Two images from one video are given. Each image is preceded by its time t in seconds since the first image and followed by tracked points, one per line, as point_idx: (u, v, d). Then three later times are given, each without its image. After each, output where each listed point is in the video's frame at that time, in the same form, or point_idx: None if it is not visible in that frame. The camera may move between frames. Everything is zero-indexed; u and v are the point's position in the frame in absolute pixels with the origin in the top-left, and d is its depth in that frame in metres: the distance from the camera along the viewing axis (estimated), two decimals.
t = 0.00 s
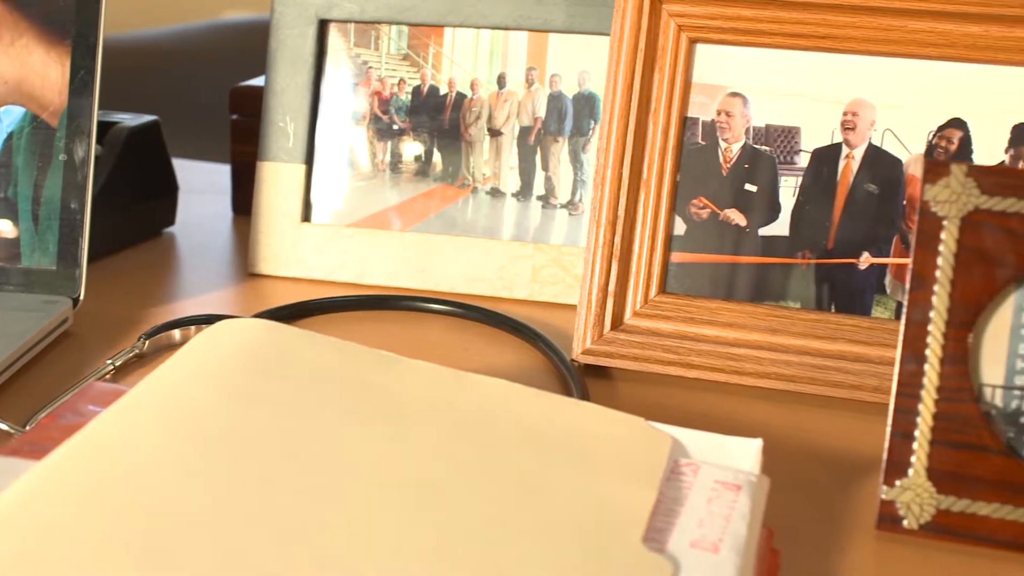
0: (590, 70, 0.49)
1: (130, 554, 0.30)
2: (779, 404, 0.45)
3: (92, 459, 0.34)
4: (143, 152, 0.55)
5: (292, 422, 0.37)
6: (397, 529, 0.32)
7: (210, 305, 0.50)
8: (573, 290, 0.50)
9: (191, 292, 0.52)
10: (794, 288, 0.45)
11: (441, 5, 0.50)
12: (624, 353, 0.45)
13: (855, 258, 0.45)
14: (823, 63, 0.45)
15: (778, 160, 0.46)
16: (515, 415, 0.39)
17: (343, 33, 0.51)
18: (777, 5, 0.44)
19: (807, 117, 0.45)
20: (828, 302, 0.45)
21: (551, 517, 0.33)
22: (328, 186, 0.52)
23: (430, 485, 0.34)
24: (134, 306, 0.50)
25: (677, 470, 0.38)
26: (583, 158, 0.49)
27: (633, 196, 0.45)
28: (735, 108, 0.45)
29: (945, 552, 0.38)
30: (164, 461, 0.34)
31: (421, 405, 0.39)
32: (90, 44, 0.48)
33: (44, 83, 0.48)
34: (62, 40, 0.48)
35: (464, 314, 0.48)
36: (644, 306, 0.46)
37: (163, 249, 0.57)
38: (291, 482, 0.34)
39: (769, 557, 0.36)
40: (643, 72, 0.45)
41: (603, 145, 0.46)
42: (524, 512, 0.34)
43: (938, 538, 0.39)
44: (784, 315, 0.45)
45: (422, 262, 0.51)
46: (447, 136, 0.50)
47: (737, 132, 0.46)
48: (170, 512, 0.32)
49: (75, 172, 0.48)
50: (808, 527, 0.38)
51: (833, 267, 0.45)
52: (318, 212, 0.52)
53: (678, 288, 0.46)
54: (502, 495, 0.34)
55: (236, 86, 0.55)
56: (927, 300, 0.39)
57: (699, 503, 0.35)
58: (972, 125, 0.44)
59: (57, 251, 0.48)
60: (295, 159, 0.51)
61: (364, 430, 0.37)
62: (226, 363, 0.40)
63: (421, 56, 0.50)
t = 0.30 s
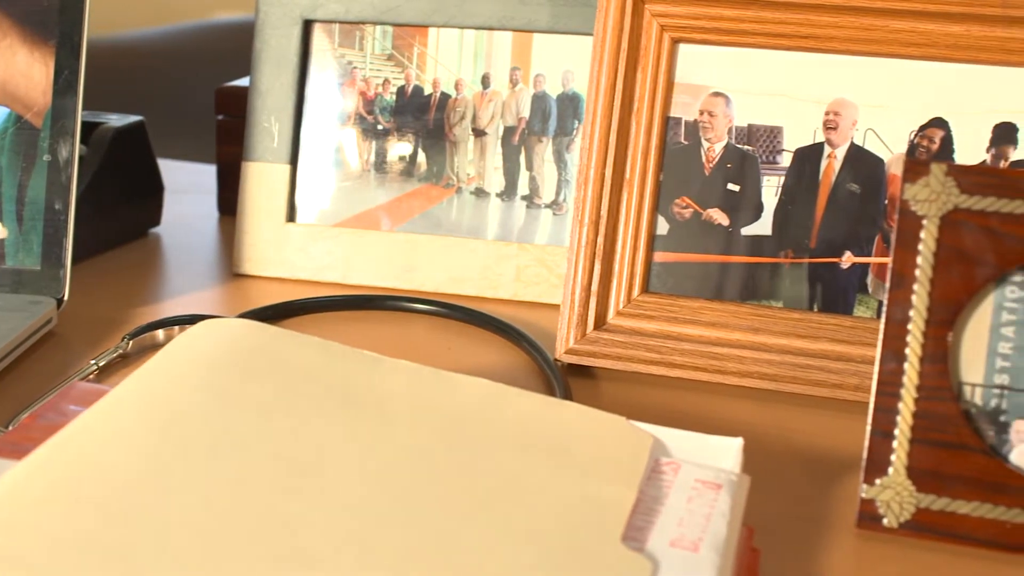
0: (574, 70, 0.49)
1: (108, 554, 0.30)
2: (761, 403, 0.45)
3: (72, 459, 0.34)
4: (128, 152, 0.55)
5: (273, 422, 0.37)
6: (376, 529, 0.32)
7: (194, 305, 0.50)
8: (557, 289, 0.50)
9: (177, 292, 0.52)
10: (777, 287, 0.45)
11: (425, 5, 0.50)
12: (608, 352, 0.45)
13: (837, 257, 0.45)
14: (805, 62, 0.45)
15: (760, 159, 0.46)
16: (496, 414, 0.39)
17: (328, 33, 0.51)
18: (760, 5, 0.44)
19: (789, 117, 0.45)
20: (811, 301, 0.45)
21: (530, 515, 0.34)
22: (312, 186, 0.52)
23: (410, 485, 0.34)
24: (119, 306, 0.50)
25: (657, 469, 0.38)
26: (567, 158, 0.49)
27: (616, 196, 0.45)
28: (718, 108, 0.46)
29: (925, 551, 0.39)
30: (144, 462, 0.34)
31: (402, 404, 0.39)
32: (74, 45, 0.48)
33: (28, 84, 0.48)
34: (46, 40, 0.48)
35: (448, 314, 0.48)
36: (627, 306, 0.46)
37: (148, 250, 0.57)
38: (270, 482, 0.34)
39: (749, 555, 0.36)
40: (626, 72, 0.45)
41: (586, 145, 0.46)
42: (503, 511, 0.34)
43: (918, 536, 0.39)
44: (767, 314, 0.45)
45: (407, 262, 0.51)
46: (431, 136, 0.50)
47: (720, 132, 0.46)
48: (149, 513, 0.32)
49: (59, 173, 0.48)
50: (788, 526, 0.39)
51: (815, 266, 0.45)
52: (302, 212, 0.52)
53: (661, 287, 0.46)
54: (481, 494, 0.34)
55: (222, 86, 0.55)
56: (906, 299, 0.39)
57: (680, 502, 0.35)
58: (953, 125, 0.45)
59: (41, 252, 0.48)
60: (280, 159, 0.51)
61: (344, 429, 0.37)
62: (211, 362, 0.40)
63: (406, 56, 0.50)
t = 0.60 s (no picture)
0: (558, 70, 0.49)
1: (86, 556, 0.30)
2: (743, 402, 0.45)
3: (50, 459, 0.34)
4: (113, 153, 0.55)
5: (253, 422, 0.37)
6: (354, 528, 0.32)
7: (178, 305, 0.50)
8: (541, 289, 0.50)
9: (162, 293, 0.52)
10: (759, 286, 0.46)
11: (409, 5, 0.50)
12: (590, 351, 0.45)
13: (820, 256, 0.45)
14: (787, 62, 0.45)
15: (743, 159, 0.46)
16: (476, 412, 0.39)
17: (312, 33, 0.51)
18: (743, 5, 0.45)
19: (771, 117, 0.46)
20: (793, 300, 0.45)
21: (508, 514, 0.34)
22: (297, 186, 0.52)
23: (388, 484, 0.34)
24: (104, 307, 0.50)
25: (638, 467, 0.38)
26: (551, 158, 0.49)
27: (599, 195, 0.45)
28: (700, 108, 0.46)
29: (905, 549, 0.39)
30: (122, 462, 0.34)
31: (383, 403, 0.39)
32: (58, 45, 0.48)
33: (12, 84, 0.48)
34: (30, 41, 0.48)
35: (432, 314, 0.49)
36: (610, 305, 0.46)
37: (134, 250, 0.57)
38: (249, 482, 0.34)
39: (728, 554, 0.36)
40: (608, 72, 0.45)
41: (569, 145, 0.46)
42: (481, 510, 0.34)
43: (898, 535, 0.39)
44: (749, 313, 0.45)
45: (391, 262, 0.51)
46: (415, 135, 0.51)
47: (702, 132, 0.46)
48: (127, 514, 0.32)
49: (43, 173, 0.48)
50: (768, 525, 0.39)
51: (797, 265, 0.45)
52: (287, 212, 0.52)
53: (644, 287, 0.46)
54: (459, 493, 0.34)
55: (207, 86, 0.55)
56: (885, 298, 0.39)
57: (660, 501, 0.35)
58: (934, 124, 0.45)
59: (25, 252, 0.48)
60: (265, 159, 0.51)
61: (324, 429, 0.37)
62: (191, 362, 0.40)
63: (390, 56, 0.50)
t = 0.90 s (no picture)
0: (542, 69, 0.49)
1: (61, 557, 0.30)
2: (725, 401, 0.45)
3: (28, 459, 0.34)
4: (96, 153, 0.55)
5: (233, 421, 0.37)
6: (332, 527, 0.32)
7: (161, 305, 0.50)
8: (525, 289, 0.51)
9: (146, 293, 0.52)
10: (741, 285, 0.46)
11: (393, 5, 0.50)
12: (572, 350, 0.45)
13: (801, 255, 0.45)
14: (768, 62, 0.45)
15: (724, 158, 0.46)
16: (457, 411, 0.39)
17: (296, 33, 0.51)
18: (724, 5, 0.45)
19: (752, 116, 0.46)
20: (774, 299, 0.45)
21: (487, 512, 0.34)
22: (281, 186, 0.52)
23: (366, 483, 0.34)
24: (88, 307, 0.50)
25: (618, 466, 0.38)
26: (534, 157, 0.49)
27: (581, 194, 0.46)
28: (682, 107, 0.46)
29: (884, 547, 0.39)
30: (100, 462, 0.34)
31: (363, 403, 0.39)
32: (41, 45, 0.48)
33: None
34: (13, 41, 0.48)
35: (416, 313, 0.49)
36: (592, 304, 0.46)
37: (118, 251, 0.57)
38: (226, 481, 0.34)
39: (707, 552, 0.36)
40: (591, 72, 0.45)
41: (552, 144, 0.46)
42: (459, 508, 0.34)
43: (877, 533, 0.39)
44: (730, 312, 0.45)
45: (375, 262, 0.51)
46: (398, 135, 0.51)
47: (683, 131, 0.46)
48: (104, 514, 0.32)
49: (26, 173, 0.48)
50: (747, 523, 0.39)
51: (778, 264, 0.46)
52: (271, 212, 0.52)
53: (626, 286, 0.46)
54: (438, 491, 0.34)
55: (192, 86, 0.55)
56: (865, 297, 0.39)
57: (639, 499, 0.35)
58: (915, 123, 0.45)
59: (8, 252, 0.48)
60: (249, 159, 0.51)
61: (303, 428, 0.37)
62: (172, 361, 0.40)
63: (373, 56, 0.50)
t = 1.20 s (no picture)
0: (525, 69, 0.49)
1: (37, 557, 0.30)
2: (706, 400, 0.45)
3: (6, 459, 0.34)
4: (80, 153, 0.55)
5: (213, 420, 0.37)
6: (308, 525, 0.32)
7: (145, 305, 0.50)
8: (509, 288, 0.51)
9: (131, 293, 0.52)
10: (723, 284, 0.46)
11: (377, 5, 0.50)
12: (555, 349, 0.46)
13: (782, 254, 0.46)
14: (750, 61, 0.46)
15: (706, 158, 0.46)
16: (437, 410, 0.39)
17: (281, 33, 0.51)
18: (706, 5, 0.45)
19: (734, 116, 0.46)
20: (756, 298, 0.46)
21: (464, 510, 0.34)
22: (266, 186, 0.52)
23: (344, 482, 0.34)
24: (72, 307, 0.50)
25: (598, 464, 0.38)
26: (518, 157, 0.49)
27: (563, 194, 0.46)
28: (665, 107, 0.46)
29: (863, 545, 0.39)
30: (78, 462, 0.34)
31: (343, 401, 0.39)
32: (24, 45, 0.48)
33: None
34: None
35: (399, 313, 0.49)
36: (575, 303, 0.46)
37: (103, 251, 0.57)
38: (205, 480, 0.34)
39: (686, 550, 0.36)
40: (573, 72, 0.45)
41: (534, 144, 0.46)
42: (437, 506, 0.34)
43: (857, 531, 0.39)
44: (712, 311, 0.45)
45: (359, 261, 0.51)
46: (382, 134, 0.51)
47: (666, 130, 0.46)
48: (81, 514, 0.32)
49: (9, 173, 0.48)
50: (727, 521, 0.39)
51: (760, 263, 0.46)
52: (256, 212, 0.52)
53: (609, 285, 0.46)
54: (415, 489, 0.34)
55: (177, 86, 0.56)
56: (845, 295, 0.39)
57: (619, 497, 0.35)
58: (897, 122, 0.45)
59: None
60: (233, 159, 0.51)
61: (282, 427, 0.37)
62: (152, 359, 0.40)
63: (357, 55, 0.51)
